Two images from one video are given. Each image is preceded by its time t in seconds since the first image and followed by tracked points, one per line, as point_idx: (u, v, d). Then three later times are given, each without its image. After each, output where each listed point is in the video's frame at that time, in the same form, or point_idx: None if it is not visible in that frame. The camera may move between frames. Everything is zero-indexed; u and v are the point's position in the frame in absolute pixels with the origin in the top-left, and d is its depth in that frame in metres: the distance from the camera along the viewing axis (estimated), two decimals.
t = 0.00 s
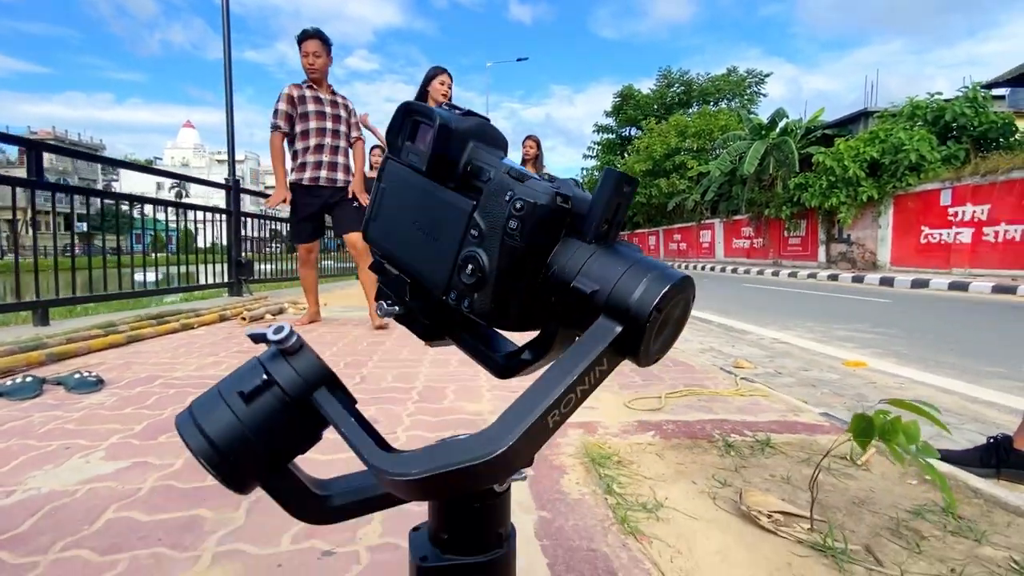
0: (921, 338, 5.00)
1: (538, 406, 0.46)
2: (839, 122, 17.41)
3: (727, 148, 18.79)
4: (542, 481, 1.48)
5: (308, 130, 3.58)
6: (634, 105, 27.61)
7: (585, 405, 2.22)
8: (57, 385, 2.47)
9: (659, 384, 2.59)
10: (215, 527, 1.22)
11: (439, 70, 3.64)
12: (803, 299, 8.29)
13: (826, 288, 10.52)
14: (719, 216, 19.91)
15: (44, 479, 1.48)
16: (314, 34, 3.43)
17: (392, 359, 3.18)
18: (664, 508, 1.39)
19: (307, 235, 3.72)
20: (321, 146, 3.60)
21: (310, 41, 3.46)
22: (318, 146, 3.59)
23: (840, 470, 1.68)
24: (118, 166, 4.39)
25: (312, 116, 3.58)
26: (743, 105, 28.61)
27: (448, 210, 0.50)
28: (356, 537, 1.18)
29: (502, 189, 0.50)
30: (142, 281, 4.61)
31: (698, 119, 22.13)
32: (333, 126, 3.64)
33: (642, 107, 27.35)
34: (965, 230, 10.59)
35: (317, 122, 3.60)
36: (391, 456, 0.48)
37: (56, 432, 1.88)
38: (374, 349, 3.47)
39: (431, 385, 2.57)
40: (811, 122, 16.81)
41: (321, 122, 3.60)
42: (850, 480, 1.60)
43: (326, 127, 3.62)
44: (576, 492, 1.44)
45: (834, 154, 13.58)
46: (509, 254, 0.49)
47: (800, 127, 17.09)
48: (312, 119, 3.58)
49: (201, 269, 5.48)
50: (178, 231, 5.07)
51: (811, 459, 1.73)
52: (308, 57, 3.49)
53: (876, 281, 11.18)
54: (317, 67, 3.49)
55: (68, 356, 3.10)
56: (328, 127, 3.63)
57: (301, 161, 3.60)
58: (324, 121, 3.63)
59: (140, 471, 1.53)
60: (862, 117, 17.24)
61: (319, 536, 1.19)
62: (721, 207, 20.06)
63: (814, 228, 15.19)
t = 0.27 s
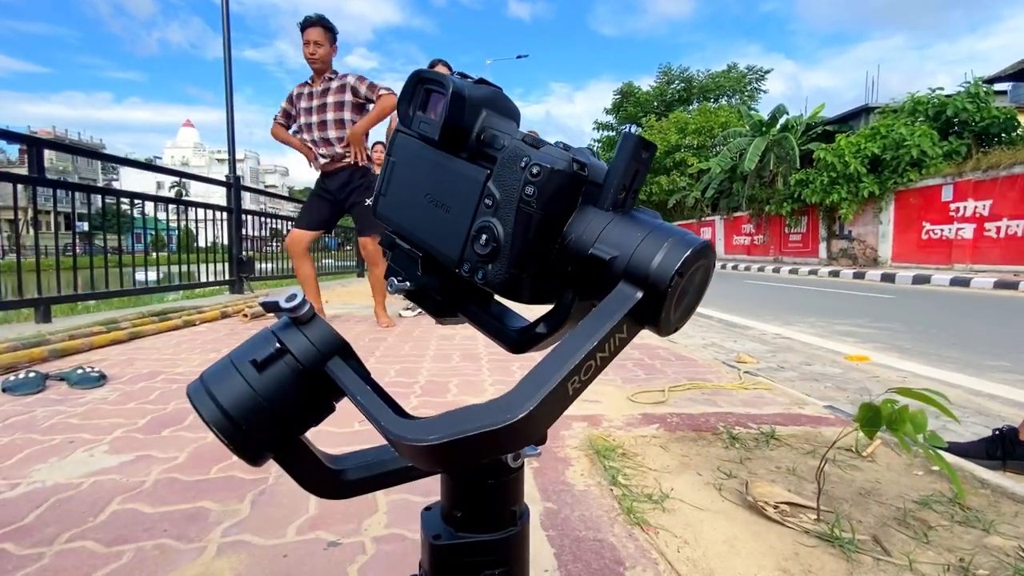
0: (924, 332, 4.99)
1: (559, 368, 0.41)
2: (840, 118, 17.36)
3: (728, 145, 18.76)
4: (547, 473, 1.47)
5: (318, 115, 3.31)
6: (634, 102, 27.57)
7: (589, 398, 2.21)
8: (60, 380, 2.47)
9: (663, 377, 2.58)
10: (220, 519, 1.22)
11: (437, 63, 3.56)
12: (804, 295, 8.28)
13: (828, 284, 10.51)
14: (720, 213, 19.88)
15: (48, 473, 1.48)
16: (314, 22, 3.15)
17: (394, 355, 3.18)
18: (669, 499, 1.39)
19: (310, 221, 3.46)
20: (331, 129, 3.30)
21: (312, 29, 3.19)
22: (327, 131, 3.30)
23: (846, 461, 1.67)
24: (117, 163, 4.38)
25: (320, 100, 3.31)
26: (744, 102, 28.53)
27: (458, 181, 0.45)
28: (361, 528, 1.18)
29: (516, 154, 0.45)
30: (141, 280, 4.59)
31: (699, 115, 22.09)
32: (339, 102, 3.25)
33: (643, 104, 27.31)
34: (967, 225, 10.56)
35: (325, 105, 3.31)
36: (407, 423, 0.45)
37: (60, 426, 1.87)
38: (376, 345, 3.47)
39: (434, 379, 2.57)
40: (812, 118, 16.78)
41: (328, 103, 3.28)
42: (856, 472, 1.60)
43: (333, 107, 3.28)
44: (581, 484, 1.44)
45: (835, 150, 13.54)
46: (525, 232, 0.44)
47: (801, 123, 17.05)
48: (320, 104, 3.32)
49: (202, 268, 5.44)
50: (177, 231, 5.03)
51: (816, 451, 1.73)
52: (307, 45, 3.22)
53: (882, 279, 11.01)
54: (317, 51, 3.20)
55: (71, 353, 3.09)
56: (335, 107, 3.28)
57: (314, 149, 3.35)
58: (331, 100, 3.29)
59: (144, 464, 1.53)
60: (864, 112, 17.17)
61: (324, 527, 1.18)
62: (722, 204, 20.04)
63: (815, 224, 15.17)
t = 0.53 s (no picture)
0: (931, 329, 4.96)
1: (579, 362, 0.41)
2: (845, 114, 17.25)
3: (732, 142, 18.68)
4: (555, 470, 1.47)
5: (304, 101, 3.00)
6: (637, 99, 27.48)
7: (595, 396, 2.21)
8: (70, 379, 2.49)
9: (669, 375, 2.58)
10: (232, 515, 1.23)
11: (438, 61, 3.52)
12: (810, 292, 8.25)
13: (833, 282, 10.45)
14: (724, 210, 19.82)
15: (61, 470, 1.49)
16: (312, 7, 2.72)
17: (400, 353, 3.18)
18: (678, 496, 1.39)
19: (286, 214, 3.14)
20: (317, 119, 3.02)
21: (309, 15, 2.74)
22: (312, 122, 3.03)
23: (854, 458, 1.67)
24: (122, 164, 4.39)
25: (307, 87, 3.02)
26: (748, 98, 28.38)
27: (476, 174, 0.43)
28: (372, 524, 1.19)
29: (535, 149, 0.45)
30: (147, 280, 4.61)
31: (703, 112, 22.01)
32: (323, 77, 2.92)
33: (646, 102, 27.22)
34: (973, 222, 10.45)
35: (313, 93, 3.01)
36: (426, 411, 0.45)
37: (71, 424, 1.89)
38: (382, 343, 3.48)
39: (441, 377, 2.57)
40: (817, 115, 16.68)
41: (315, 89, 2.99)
42: (864, 468, 1.60)
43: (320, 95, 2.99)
44: (589, 480, 1.45)
45: (841, 146, 13.46)
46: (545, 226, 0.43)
47: (806, 120, 16.95)
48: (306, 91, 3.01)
49: (208, 268, 5.46)
50: (181, 230, 5.03)
51: (824, 449, 1.73)
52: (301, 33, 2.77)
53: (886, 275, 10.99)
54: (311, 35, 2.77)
55: (79, 352, 3.12)
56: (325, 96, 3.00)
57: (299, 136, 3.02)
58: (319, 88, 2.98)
59: (155, 461, 1.55)
60: (869, 109, 17.03)
61: (335, 523, 1.19)
62: (726, 201, 19.96)
63: (821, 221, 15.09)
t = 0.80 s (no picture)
0: (943, 326, 4.92)
1: (622, 351, 0.40)
2: (854, 110, 17.11)
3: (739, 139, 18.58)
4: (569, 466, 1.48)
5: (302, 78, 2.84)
6: (643, 97, 27.39)
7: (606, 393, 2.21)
8: (86, 378, 2.52)
9: (680, 373, 2.57)
10: (251, 511, 1.24)
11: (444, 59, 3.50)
12: (818, 290, 8.20)
13: (842, 279, 10.38)
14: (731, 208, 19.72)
15: (80, 466, 1.51)
16: None
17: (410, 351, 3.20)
18: (693, 492, 1.39)
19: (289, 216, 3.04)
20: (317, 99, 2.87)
21: None
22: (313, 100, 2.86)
23: (869, 455, 1.66)
24: (133, 164, 4.42)
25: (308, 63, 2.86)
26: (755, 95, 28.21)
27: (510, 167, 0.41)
28: (389, 519, 1.20)
29: (571, 138, 0.40)
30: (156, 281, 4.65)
31: (709, 109, 21.91)
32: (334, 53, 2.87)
33: (652, 100, 27.12)
34: (985, 217, 10.34)
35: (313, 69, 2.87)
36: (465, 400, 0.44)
37: (89, 422, 1.91)
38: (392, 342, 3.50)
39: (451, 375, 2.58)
40: (825, 111, 16.56)
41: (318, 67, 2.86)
42: (880, 465, 1.59)
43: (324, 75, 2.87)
44: (604, 476, 1.45)
45: (849, 142, 13.34)
46: (576, 223, 0.39)
47: (813, 116, 16.83)
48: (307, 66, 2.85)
49: (218, 269, 5.48)
50: (191, 231, 5.06)
51: (838, 445, 1.72)
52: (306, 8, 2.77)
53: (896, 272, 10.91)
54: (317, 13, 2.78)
55: (94, 351, 3.16)
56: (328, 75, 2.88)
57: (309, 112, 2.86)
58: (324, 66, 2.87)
59: (173, 458, 1.56)
60: (878, 104, 16.88)
61: (352, 518, 1.20)
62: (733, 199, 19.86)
63: (829, 218, 14.98)
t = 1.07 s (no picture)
0: (959, 323, 4.86)
1: (678, 336, 0.40)
2: (866, 105, 16.95)
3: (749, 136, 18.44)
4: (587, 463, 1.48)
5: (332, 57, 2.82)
6: (651, 95, 27.27)
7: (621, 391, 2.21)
8: (106, 376, 2.56)
9: (694, 370, 2.57)
10: (273, 505, 1.26)
11: (463, 58, 3.56)
12: (830, 287, 8.13)
13: (855, 276, 10.28)
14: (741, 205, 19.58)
15: (105, 462, 1.53)
16: None
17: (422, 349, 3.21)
18: (712, 488, 1.38)
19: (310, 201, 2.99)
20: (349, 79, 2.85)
21: None
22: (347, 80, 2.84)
23: (890, 452, 1.64)
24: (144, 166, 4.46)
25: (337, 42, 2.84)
26: (764, 91, 27.98)
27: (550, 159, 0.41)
28: (411, 514, 1.21)
29: (613, 127, 0.39)
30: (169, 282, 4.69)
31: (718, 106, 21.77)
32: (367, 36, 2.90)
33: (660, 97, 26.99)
34: (1001, 213, 10.29)
35: (344, 51, 2.85)
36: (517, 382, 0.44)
37: (111, 419, 1.94)
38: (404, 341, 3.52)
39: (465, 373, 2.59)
40: (836, 107, 16.39)
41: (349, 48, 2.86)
42: (901, 462, 1.57)
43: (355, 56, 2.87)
44: (623, 473, 1.45)
45: (861, 138, 13.20)
46: (620, 214, 0.39)
47: (824, 112, 16.68)
48: (337, 47, 2.83)
49: (228, 269, 5.52)
50: (202, 232, 5.13)
51: (858, 442, 1.70)
52: None
53: (909, 269, 10.80)
54: None
55: (113, 350, 3.20)
56: (360, 55, 2.88)
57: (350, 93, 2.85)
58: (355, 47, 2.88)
59: (195, 454, 1.59)
60: (891, 99, 16.68)
61: (373, 513, 1.21)
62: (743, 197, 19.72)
63: (841, 215, 14.84)
